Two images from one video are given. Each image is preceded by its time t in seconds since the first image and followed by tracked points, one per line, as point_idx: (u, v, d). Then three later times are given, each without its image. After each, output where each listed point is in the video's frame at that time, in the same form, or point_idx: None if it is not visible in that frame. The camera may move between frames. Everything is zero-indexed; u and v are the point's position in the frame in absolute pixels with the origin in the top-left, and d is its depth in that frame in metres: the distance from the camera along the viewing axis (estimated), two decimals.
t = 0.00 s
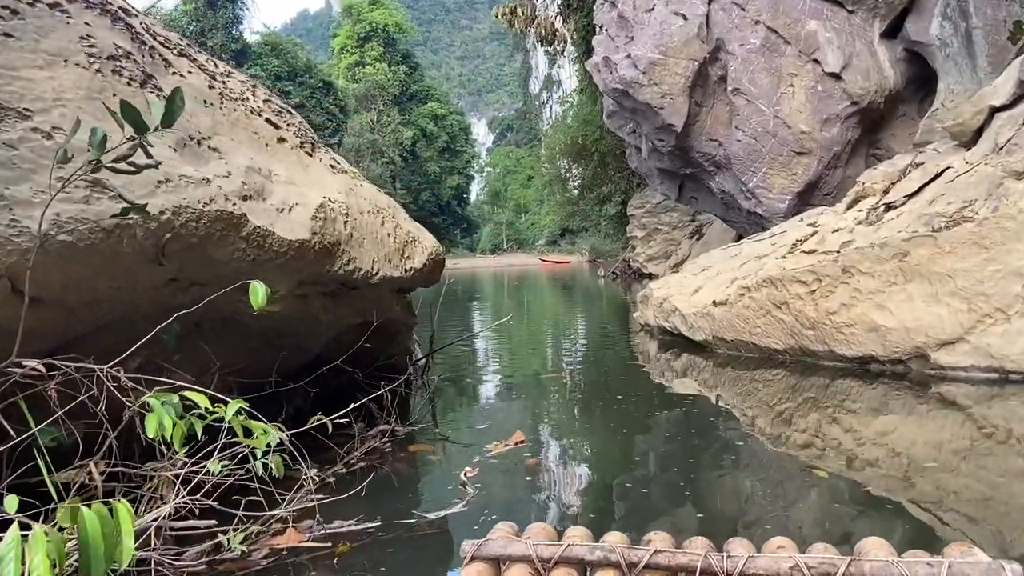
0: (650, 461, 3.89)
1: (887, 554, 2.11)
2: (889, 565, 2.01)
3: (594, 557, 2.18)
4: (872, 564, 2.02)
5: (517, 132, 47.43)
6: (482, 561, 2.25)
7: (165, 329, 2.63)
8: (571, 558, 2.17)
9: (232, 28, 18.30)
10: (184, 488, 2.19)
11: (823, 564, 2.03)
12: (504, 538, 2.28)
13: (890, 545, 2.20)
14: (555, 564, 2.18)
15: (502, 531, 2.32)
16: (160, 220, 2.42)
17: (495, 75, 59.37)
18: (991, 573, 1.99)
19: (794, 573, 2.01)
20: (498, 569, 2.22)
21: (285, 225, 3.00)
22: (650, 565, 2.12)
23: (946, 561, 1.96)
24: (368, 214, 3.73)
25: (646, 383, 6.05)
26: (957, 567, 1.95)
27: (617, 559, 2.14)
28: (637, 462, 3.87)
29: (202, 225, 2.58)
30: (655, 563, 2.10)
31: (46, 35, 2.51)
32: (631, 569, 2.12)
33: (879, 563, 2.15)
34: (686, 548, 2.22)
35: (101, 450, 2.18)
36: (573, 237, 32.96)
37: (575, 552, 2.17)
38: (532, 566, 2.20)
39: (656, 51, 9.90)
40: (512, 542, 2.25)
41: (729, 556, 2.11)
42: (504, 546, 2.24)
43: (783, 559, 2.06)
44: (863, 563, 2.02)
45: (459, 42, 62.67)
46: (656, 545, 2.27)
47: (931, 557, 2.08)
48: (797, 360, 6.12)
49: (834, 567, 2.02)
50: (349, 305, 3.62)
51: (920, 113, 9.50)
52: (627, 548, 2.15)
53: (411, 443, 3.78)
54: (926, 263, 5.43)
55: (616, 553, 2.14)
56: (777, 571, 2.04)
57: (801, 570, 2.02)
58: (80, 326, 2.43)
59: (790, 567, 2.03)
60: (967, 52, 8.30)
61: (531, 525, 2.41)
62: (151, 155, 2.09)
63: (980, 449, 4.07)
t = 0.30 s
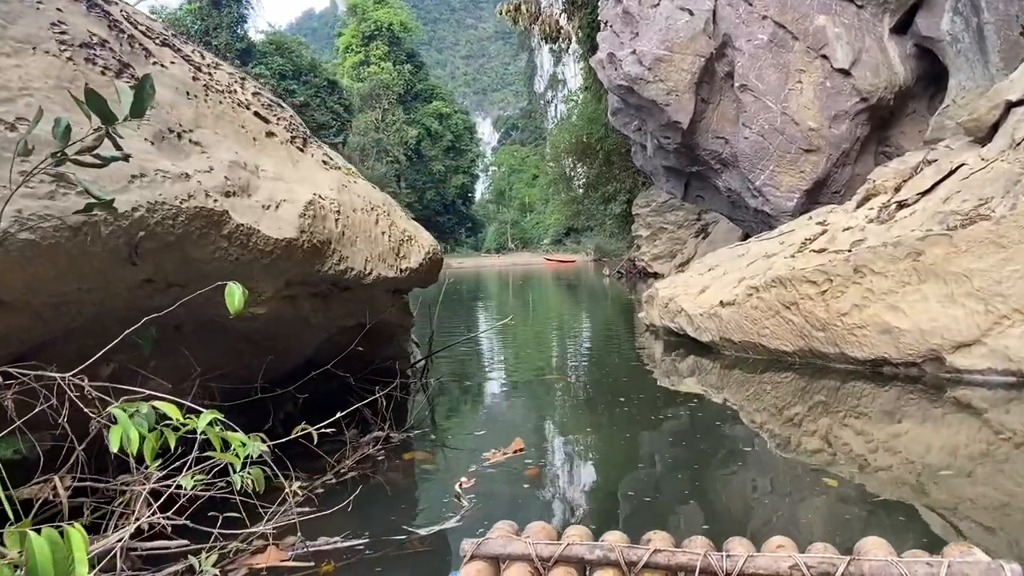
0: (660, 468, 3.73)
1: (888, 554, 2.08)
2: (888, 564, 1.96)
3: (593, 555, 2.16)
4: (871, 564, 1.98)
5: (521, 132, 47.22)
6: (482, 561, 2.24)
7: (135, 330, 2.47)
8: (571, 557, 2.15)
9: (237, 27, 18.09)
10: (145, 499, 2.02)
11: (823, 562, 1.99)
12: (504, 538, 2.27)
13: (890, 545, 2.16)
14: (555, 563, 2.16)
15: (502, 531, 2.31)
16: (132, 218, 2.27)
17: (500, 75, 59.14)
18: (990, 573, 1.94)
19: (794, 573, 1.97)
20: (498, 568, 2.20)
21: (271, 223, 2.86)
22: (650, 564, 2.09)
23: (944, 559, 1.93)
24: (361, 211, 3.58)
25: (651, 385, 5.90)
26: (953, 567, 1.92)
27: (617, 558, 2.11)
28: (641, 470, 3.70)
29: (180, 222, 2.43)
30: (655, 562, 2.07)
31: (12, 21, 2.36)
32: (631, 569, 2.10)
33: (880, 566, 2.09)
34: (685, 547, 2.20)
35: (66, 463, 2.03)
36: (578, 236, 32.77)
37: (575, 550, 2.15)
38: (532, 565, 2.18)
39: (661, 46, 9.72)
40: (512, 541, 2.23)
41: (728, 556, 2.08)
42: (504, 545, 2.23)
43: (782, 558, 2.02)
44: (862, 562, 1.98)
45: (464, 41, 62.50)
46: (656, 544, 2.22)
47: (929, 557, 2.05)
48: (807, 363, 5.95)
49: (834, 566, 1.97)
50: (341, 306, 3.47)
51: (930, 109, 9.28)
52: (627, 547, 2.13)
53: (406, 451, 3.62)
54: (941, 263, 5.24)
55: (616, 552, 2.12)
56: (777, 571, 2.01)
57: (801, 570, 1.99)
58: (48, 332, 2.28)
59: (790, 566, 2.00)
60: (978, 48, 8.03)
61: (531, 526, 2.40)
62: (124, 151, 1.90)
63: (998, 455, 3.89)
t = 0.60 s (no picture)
0: (667, 480, 3.53)
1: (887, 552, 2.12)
2: (887, 562, 2.04)
3: (592, 554, 2.22)
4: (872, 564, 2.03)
5: (527, 130, 46.96)
6: (482, 560, 2.28)
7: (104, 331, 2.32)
8: (570, 556, 2.21)
9: (242, 26, 17.90)
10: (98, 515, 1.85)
11: (823, 562, 2.05)
12: (505, 536, 2.32)
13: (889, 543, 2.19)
14: (555, 561, 2.22)
15: (503, 529, 2.35)
16: (101, 213, 2.12)
17: (506, 73, 58.92)
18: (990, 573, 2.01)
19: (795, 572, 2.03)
20: (497, 567, 2.25)
21: (256, 219, 2.71)
22: (649, 562, 2.16)
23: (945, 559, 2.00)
24: (354, 208, 3.42)
25: (656, 387, 5.74)
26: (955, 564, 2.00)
27: (617, 557, 2.18)
28: (646, 480, 3.53)
29: (155, 219, 2.28)
30: (655, 561, 2.14)
31: None
32: (630, 567, 2.16)
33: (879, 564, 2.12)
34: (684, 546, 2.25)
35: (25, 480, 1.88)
36: (583, 235, 32.55)
37: (575, 549, 2.21)
38: (532, 564, 2.23)
39: (668, 42, 9.53)
40: (514, 539, 2.28)
41: (727, 556, 2.14)
42: (506, 544, 2.28)
43: (781, 557, 2.09)
44: (862, 561, 2.05)
45: (469, 40, 62.32)
46: (654, 543, 2.29)
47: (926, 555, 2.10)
48: (817, 365, 5.78)
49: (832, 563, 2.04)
50: (332, 307, 3.32)
51: (941, 107, 9.11)
52: (626, 546, 2.19)
53: (401, 458, 3.47)
54: (957, 262, 5.05)
55: (616, 551, 2.18)
56: (777, 570, 2.08)
57: (801, 569, 2.05)
58: (10, 336, 2.13)
59: (790, 563, 2.06)
60: (991, 42, 7.79)
61: (532, 525, 2.44)
62: (88, 137, 1.75)
63: (1019, 461, 3.72)
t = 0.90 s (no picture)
0: (675, 489, 3.36)
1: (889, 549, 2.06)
2: (890, 560, 1.94)
3: (595, 552, 2.13)
4: (873, 561, 1.95)
5: (532, 127, 46.71)
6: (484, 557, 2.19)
7: (70, 330, 2.16)
8: (573, 554, 2.12)
9: (248, 22, 17.75)
10: (53, 534, 1.69)
11: (825, 561, 1.96)
12: (506, 533, 2.21)
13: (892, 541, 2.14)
14: (557, 559, 2.12)
15: (504, 526, 2.25)
16: (67, 208, 1.97)
17: (512, 70, 58.68)
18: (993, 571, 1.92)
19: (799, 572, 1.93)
20: (499, 565, 2.16)
21: (240, 215, 2.56)
22: (653, 560, 2.07)
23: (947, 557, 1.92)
24: (347, 203, 3.27)
25: (663, 388, 5.59)
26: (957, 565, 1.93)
27: (619, 555, 2.09)
28: (650, 488, 3.37)
29: (127, 214, 2.13)
30: (657, 559, 2.05)
31: None
32: (632, 565, 2.08)
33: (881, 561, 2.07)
34: (687, 544, 2.14)
35: None
36: (589, 232, 32.29)
37: (578, 547, 2.12)
38: (534, 562, 2.14)
39: (674, 36, 9.31)
40: (515, 537, 2.18)
41: (730, 552, 2.05)
42: (507, 542, 2.17)
43: (784, 555, 1.99)
44: (865, 558, 1.96)
45: (476, 37, 62.12)
46: (657, 539, 2.16)
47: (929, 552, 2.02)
48: (829, 366, 5.60)
49: (835, 562, 1.95)
50: (324, 306, 3.17)
51: (954, 102, 8.69)
52: (629, 543, 2.10)
53: (395, 465, 3.31)
54: (976, 261, 4.85)
55: (618, 549, 2.09)
56: (780, 569, 1.99)
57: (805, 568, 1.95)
58: None
59: (792, 561, 1.97)
60: (1005, 36, 7.39)
61: (533, 521, 2.34)
62: (49, 123, 1.61)
63: None
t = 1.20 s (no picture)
0: (681, 495, 3.20)
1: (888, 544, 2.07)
2: (888, 556, 1.95)
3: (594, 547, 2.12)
4: (872, 557, 1.96)
5: (538, 122, 46.42)
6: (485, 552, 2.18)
7: (32, 330, 2.01)
8: (573, 549, 2.10)
9: (254, 17, 17.61)
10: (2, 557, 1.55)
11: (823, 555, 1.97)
12: (506, 528, 2.20)
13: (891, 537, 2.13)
14: (557, 554, 2.11)
15: (505, 521, 2.23)
16: (25, 200, 1.83)
17: (519, 65, 58.44)
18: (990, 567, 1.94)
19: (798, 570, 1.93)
20: (499, 559, 2.15)
21: (220, 207, 2.41)
22: (652, 556, 2.06)
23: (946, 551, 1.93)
24: (339, 195, 3.12)
25: (669, 387, 5.43)
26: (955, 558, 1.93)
27: (619, 550, 2.07)
28: (655, 492, 3.21)
29: (93, 206, 1.99)
30: (658, 554, 2.05)
31: None
32: (632, 561, 2.07)
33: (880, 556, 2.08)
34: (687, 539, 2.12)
35: None
36: (595, 228, 32.10)
37: (578, 542, 2.10)
38: (534, 557, 2.12)
39: (682, 27, 8.90)
40: (515, 531, 2.16)
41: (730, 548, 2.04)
42: (507, 537, 2.15)
43: (783, 551, 1.99)
44: (865, 553, 1.96)
45: (482, 32, 61.90)
46: (657, 535, 2.15)
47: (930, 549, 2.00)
48: (842, 366, 5.43)
49: (835, 558, 1.95)
50: (315, 304, 3.02)
51: (968, 94, 8.27)
52: (630, 539, 2.09)
53: (388, 470, 3.15)
54: (995, 257, 4.66)
55: (618, 544, 2.08)
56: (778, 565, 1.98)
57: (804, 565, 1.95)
58: None
59: (792, 557, 1.97)
60: (1021, 27, 6.99)
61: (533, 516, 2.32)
62: None
63: None
